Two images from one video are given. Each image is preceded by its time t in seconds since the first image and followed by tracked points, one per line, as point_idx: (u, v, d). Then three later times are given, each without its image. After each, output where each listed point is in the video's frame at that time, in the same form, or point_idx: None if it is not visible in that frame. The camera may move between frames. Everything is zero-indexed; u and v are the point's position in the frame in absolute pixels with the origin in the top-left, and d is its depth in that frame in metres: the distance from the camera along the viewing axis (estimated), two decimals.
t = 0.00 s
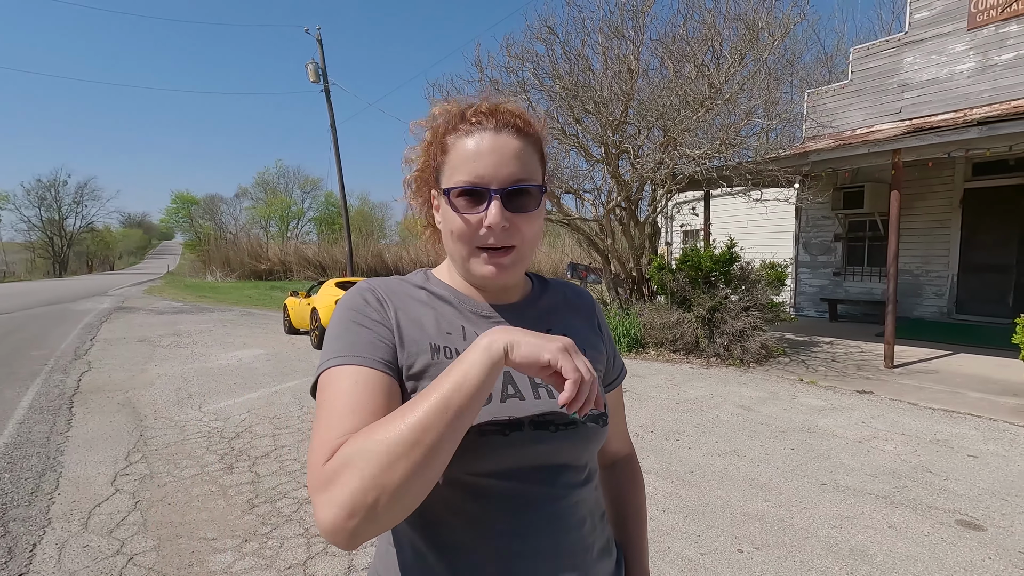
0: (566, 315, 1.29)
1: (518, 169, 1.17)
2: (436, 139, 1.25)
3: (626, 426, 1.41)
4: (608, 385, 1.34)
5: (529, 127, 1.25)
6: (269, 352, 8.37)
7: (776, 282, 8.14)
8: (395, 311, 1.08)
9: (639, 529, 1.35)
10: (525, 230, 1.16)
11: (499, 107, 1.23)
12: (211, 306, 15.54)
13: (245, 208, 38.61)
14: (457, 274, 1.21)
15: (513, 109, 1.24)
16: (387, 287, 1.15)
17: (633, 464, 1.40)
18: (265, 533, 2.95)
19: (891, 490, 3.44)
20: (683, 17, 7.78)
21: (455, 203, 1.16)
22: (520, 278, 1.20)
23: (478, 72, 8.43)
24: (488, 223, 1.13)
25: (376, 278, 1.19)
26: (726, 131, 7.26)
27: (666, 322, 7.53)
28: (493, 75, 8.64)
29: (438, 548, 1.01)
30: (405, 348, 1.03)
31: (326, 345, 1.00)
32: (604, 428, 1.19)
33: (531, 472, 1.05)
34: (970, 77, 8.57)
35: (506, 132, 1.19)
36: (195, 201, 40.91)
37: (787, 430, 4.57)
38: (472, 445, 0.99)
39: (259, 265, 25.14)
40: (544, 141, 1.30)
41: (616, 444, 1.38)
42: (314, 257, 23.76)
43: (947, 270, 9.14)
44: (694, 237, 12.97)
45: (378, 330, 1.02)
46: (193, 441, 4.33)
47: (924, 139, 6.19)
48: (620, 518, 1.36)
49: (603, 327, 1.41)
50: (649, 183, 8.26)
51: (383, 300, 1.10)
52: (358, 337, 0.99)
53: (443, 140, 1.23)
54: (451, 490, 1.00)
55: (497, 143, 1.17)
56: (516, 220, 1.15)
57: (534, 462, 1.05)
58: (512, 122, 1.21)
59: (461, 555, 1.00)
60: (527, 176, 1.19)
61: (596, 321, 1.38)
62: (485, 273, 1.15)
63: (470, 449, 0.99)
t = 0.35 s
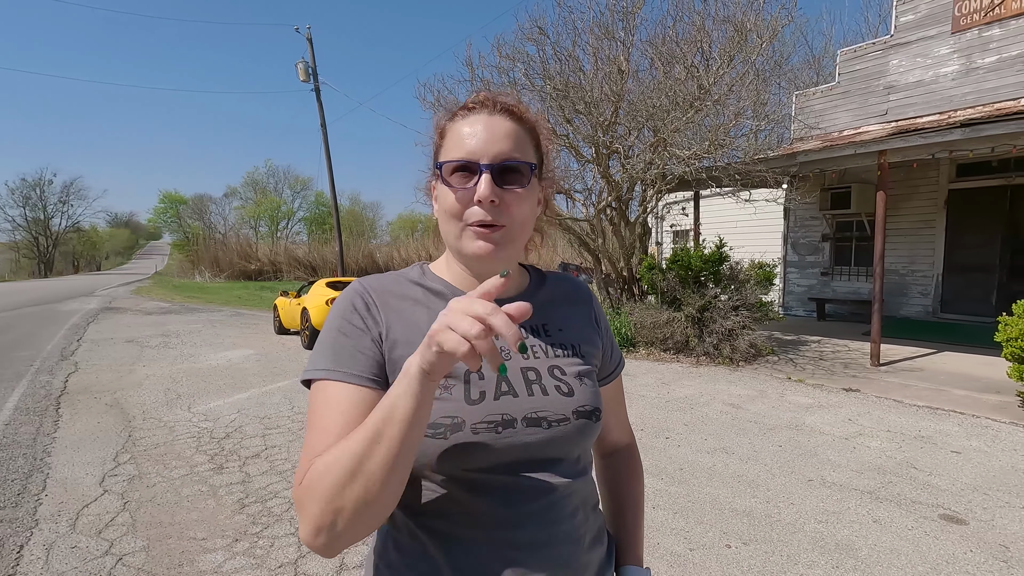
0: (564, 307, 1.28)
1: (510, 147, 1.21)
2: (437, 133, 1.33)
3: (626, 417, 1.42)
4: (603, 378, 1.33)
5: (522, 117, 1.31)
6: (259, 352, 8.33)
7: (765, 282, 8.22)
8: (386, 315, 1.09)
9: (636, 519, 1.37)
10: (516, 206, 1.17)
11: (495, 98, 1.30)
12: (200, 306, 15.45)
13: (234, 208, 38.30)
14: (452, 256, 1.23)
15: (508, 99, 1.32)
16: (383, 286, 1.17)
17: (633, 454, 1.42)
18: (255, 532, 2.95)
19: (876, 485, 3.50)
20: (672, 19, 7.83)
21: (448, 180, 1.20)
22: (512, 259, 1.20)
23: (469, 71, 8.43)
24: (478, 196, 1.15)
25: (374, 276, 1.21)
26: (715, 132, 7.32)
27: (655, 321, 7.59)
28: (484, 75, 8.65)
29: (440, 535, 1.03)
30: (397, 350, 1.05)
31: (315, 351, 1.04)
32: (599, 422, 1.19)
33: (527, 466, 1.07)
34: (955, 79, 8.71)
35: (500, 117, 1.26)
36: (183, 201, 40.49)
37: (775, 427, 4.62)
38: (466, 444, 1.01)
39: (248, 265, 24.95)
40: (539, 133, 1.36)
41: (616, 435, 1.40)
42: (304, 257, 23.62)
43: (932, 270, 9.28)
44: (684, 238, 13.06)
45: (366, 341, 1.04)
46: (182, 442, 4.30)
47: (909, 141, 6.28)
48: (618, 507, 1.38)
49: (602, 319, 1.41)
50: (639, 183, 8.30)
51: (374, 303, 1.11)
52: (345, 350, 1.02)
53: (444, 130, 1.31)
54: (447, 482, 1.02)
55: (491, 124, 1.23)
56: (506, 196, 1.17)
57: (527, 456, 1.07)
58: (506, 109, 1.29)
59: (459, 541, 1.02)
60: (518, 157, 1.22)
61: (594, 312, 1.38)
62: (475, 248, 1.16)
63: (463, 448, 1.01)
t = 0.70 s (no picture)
0: (564, 308, 1.28)
1: (513, 140, 1.22)
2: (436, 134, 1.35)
3: (624, 417, 1.42)
4: (602, 380, 1.33)
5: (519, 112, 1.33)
6: (252, 352, 8.30)
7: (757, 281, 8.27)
8: (381, 316, 1.10)
9: (631, 519, 1.37)
10: (522, 198, 1.19)
11: (492, 95, 1.32)
12: (192, 305, 15.37)
13: (226, 208, 38.05)
14: (456, 253, 1.23)
15: (505, 96, 1.33)
16: (381, 282, 1.17)
17: (631, 454, 1.42)
18: (248, 532, 2.94)
19: (867, 482, 3.54)
20: (665, 20, 7.87)
21: (454, 176, 1.20)
22: (520, 252, 1.22)
23: (463, 71, 8.43)
24: (486, 190, 1.17)
25: (372, 272, 1.21)
26: (707, 132, 7.36)
27: (649, 320, 7.62)
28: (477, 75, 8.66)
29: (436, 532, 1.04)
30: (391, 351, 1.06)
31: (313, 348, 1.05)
32: (595, 426, 1.18)
33: (521, 467, 1.08)
34: (944, 81, 8.80)
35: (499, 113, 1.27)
36: (174, 200, 40.17)
37: (767, 425, 4.66)
38: (461, 445, 1.01)
39: (240, 265, 24.80)
40: (535, 130, 1.39)
41: (612, 434, 1.41)
42: (297, 257, 23.51)
43: (922, 269, 9.38)
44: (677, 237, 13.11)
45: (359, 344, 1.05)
46: (174, 442, 4.28)
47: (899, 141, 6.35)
48: (613, 505, 1.39)
49: (603, 321, 1.40)
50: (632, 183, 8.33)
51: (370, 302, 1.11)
52: (338, 354, 1.03)
53: (442, 131, 1.31)
54: (445, 480, 1.03)
55: (492, 120, 1.24)
56: (513, 189, 1.19)
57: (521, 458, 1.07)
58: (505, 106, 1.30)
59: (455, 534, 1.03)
60: (522, 151, 1.24)
61: (595, 313, 1.38)
62: (483, 243, 1.17)
63: (458, 449, 1.02)
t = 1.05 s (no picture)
0: (562, 305, 1.27)
1: (498, 151, 1.18)
2: (418, 132, 1.28)
3: (625, 419, 1.42)
4: (601, 380, 1.32)
5: (506, 108, 1.25)
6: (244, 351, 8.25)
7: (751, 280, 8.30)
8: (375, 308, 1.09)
9: (630, 522, 1.36)
10: (512, 211, 1.18)
11: (474, 92, 1.22)
12: (183, 305, 15.26)
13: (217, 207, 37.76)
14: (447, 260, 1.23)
15: (489, 91, 1.23)
16: (377, 276, 1.17)
17: (632, 458, 1.42)
18: (241, 533, 2.91)
19: (859, 480, 3.56)
20: (659, 20, 7.88)
21: (440, 192, 1.18)
22: (511, 260, 1.21)
23: (456, 70, 8.40)
24: (473, 208, 1.15)
25: (368, 266, 1.21)
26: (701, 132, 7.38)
27: (643, 319, 7.63)
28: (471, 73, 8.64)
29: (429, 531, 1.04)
30: (384, 340, 1.05)
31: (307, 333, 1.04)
32: (592, 424, 1.17)
33: (515, 466, 1.06)
34: (934, 82, 8.88)
35: (481, 117, 1.20)
36: (165, 199, 39.81)
37: (760, 424, 4.68)
38: (454, 438, 1.01)
39: (232, 264, 24.62)
40: (524, 124, 1.31)
41: (614, 437, 1.40)
42: (289, 256, 23.37)
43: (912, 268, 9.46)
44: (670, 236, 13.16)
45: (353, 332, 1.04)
46: (165, 443, 4.24)
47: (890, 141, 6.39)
48: (613, 508, 1.38)
49: (601, 320, 1.40)
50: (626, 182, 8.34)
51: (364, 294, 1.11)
52: (330, 339, 1.02)
53: (424, 132, 1.25)
54: (438, 476, 1.02)
55: (473, 127, 1.18)
56: (500, 203, 1.16)
57: (516, 454, 1.06)
58: (488, 104, 1.21)
59: (447, 534, 1.03)
60: (508, 160, 1.20)
61: (593, 311, 1.37)
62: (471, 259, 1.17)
63: (451, 440, 1.01)
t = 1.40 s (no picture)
0: (550, 301, 1.27)
1: (520, 177, 1.12)
2: (429, 128, 1.17)
3: (629, 419, 1.42)
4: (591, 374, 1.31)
5: (530, 129, 1.18)
6: (237, 351, 8.21)
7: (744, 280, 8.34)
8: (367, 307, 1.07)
9: (632, 523, 1.36)
10: (521, 237, 1.16)
11: (503, 105, 1.14)
12: (175, 305, 15.18)
13: (209, 206, 37.50)
14: (443, 265, 1.18)
15: (516, 107, 1.15)
16: (364, 280, 1.15)
17: (636, 457, 1.41)
18: (234, 534, 2.90)
19: (851, 478, 3.59)
20: (653, 20, 7.90)
21: (455, 205, 1.10)
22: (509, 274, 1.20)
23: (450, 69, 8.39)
24: (489, 230, 1.10)
25: (354, 271, 1.19)
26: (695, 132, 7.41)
27: (637, 319, 7.66)
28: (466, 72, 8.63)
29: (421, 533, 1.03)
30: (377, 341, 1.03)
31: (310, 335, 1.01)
32: (583, 419, 1.18)
33: (505, 466, 1.05)
34: (925, 83, 8.96)
35: (508, 134, 1.11)
36: (156, 197, 39.47)
37: (753, 422, 4.71)
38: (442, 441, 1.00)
39: (224, 264, 24.48)
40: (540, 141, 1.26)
41: (617, 435, 1.40)
42: (283, 256, 23.27)
43: (903, 268, 9.54)
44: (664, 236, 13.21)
45: (353, 326, 1.02)
46: (158, 443, 4.21)
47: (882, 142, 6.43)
48: (616, 509, 1.38)
49: (592, 313, 1.39)
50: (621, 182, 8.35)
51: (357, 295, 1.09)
52: (329, 335, 0.99)
53: (440, 133, 1.14)
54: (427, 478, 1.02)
55: (495, 145, 1.10)
56: (514, 227, 1.13)
57: (505, 454, 1.05)
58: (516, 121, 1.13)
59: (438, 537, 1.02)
60: (528, 183, 1.15)
61: (583, 305, 1.37)
62: (475, 272, 1.14)
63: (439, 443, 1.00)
